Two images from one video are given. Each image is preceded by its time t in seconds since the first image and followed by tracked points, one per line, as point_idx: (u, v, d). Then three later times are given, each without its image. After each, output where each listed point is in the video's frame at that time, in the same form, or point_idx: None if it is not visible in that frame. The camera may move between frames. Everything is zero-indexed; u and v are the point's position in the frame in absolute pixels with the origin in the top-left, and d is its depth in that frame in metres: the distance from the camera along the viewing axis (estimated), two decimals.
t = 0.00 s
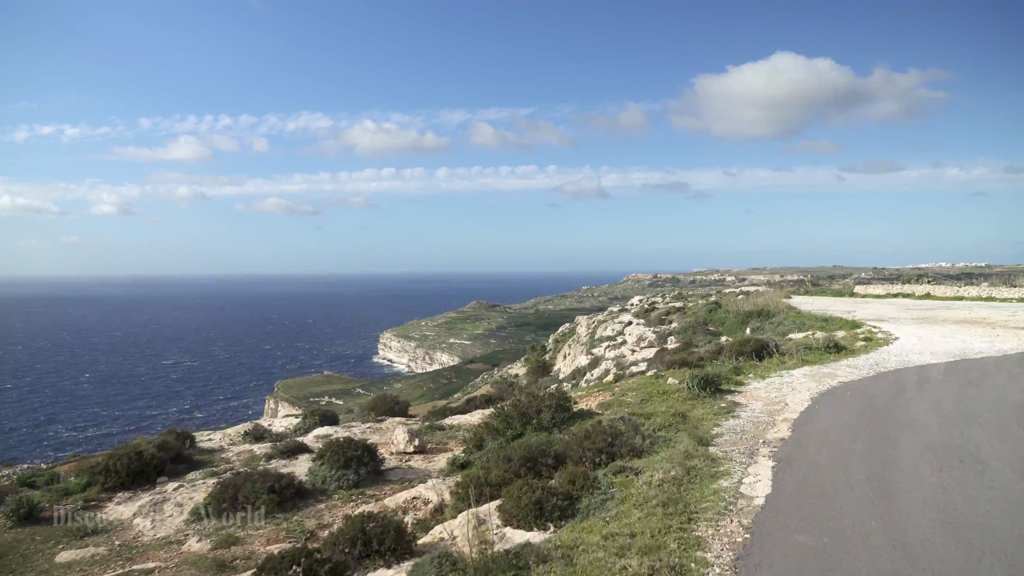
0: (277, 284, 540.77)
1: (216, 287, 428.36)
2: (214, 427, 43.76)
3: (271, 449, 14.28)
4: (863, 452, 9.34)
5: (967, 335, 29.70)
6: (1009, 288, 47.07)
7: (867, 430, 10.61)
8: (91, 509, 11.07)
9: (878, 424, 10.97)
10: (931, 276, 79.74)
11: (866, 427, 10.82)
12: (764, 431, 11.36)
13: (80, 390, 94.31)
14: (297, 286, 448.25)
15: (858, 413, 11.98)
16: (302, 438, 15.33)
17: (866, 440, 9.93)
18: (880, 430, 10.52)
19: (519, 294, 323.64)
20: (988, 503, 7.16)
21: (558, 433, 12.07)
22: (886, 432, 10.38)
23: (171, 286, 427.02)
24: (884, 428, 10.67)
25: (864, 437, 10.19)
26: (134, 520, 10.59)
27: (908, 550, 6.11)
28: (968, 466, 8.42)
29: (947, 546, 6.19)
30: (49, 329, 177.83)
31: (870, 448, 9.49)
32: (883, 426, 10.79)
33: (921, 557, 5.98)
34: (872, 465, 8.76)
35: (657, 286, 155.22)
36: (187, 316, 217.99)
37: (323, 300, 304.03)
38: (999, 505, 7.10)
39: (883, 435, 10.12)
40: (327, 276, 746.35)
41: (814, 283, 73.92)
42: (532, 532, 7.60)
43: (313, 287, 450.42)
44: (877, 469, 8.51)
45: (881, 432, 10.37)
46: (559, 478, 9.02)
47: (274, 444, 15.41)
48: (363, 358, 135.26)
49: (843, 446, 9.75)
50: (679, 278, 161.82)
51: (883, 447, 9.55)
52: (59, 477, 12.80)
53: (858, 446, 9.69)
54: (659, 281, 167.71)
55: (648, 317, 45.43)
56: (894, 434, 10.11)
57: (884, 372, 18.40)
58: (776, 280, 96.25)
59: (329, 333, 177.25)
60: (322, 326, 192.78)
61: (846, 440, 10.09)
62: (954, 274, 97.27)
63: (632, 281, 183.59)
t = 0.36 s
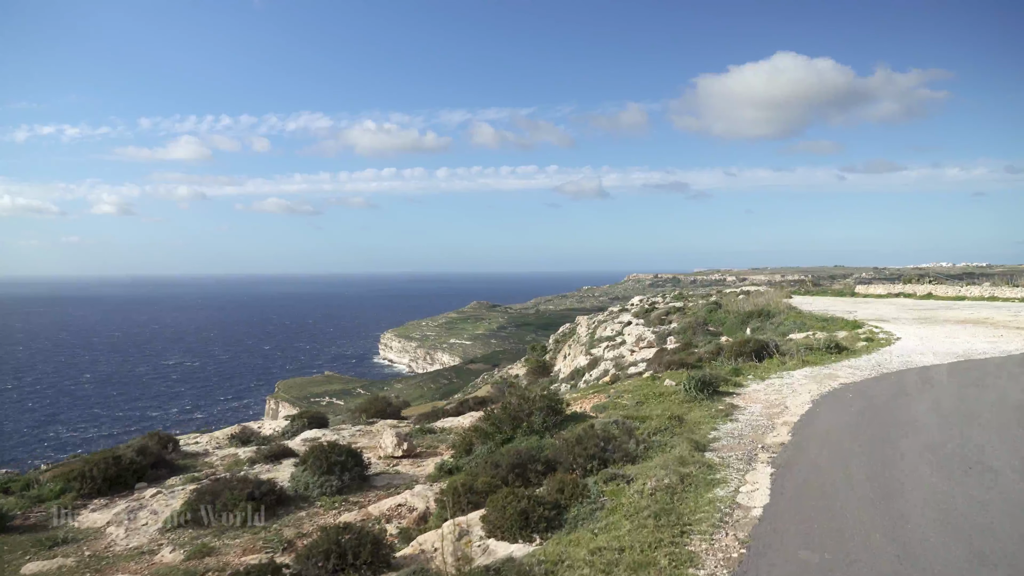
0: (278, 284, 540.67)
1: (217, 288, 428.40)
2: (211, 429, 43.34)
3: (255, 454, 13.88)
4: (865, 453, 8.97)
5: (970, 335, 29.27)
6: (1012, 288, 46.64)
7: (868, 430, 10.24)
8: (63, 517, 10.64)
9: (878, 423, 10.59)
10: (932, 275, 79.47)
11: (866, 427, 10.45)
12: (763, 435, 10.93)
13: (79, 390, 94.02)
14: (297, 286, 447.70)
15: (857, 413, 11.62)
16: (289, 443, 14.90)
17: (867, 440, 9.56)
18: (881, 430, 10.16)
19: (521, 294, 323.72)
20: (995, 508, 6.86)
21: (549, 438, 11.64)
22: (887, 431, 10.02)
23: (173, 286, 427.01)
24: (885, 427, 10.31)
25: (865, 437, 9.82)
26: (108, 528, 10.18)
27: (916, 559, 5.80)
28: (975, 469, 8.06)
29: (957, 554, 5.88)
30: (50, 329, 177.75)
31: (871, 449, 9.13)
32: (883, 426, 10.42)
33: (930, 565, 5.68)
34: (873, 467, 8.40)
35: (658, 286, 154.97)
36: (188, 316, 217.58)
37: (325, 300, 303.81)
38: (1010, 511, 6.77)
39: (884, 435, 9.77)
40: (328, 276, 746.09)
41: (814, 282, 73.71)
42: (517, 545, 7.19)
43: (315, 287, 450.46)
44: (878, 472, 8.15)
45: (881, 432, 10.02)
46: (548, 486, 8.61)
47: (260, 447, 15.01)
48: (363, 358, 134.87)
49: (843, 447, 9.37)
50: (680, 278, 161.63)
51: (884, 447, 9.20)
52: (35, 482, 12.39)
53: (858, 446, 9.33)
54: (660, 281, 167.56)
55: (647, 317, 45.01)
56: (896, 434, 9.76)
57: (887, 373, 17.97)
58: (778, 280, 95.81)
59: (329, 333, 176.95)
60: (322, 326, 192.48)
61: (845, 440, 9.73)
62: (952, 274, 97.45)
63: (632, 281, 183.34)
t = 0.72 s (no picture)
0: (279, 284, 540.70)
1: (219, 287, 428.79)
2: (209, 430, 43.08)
3: (237, 458, 13.49)
4: (873, 470, 8.50)
5: (972, 335, 28.85)
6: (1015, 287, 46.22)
7: (875, 444, 9.74)
8: (33, 526, 10.25)
9: (886, 437, 10.08)
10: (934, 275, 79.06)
11: (873, 440, 9.96)
12: (759, 440, 10.51)
13: (78, 390, 93.96)
14: (299, 286, 447.32)
15: (864, 424, 11.11)
16: (274, 447, 14.51)
17: (876, 457, 9.07)
18: (889, 445, 9.64)
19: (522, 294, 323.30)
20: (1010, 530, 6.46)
21: (538, 443, 11.25)
22: (895, 447, 9.51)
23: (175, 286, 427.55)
24: (893, 441, 9.80)
25: (872, 453, 9.32)
26: (77, 538, 9.78)
27: None
28: (990, 492, 7.58)
29: None
30: (52, 329, 177.91)
31: (879, 465, 8.66)
32: (891, 439, 9.93)
33: None
34: (881, 486, 7.95)
35: (659, 285, 154.58)
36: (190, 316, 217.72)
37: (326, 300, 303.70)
38: None
39: (891, 449, 9.35)
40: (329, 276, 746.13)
41: (814, 282, 73.33)
42: (497, 559, 6.78)
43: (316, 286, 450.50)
44: (887, 492, 7.72)
45: (890, 446, 9.51)
46: (533, 496, 8.20)
47: (244, 451, 14.62)
48: (363, 358, 134.59)
49: (850, 462, 8.90)
50: (680, 277, 161.30)
51: (893, 464, 8.72)
52: (8, 488, 11.99)
53: (866, 463, 8.85)
54: (661, 280, 167.29)
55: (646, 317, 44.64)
56: (903, 449, 9.32)
57: (888, 374, 17.53)
58: (779, 279, 95.43)
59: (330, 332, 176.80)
60: (323, 326, 192.40)
61: (853, 456, 9.23)
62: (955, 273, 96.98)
63: (632, 280, 183.07)
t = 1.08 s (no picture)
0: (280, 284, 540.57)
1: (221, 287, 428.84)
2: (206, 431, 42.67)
3: (219, 463, 13.10)
4: (873, 471, 8.11)
5: (976, 335, 28.42)
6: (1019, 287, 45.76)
7: (875, 444, 9.34)
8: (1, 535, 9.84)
9: (887, 438, 9.67)
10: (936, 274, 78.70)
11: (873, 441, 9.55)
12: (759, 446, 10.05)
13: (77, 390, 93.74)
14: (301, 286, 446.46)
15: (864, 425, 10.68)
16: (259, 452, 14.10)
17: (877, 457, 8.68)
18: (890, 445, 9.24)
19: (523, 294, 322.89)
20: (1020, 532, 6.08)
21: (528, 448, 10.83)
22: (896, 447, 9.12)
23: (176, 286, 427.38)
24: (894, 441, 9.40)
25: (873, 453, 8.93)
26: (45, 548, 9.36)
27: None
28: (997, 493, 7.19)
29: None
30: (53, 329, 177.77)
31: (880, 466, 8.28)
32: (892, 440, 9.52)
33: None
34: (883, 487, 7.58)
35: (660, 285, 154.18)
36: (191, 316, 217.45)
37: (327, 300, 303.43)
38: None
39: (893, 450, 8.94)
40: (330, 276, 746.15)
41: (815, 281, 72.92)
42: None
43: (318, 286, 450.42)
44: (888, 493, 7.35)
45: (890, 447, 9.11)
46: (520, 506, 7.76)
47: (228, 455, 14.21)
48: (363, 357, 134.28)
49: (851, 463, 8.51)
50: (681, 277, 160.92)
51: (895, 465, 8.32)
52: None
53: (867, 463, 8.46)
54: (662, 280, 166.89)
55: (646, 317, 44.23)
56: (906, 449, 8.91)
57: (891, 376, 17.07)
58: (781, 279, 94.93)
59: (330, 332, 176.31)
60: (323, 326, 192.06)
61: (854, 456, 8.84)
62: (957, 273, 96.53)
63: (633, 280, 182.71)
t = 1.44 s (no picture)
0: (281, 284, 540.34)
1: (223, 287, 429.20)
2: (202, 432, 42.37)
3: (199, 469, 12.67)
4: (874, 472, 7.79)
5: (977, 335, 27.97)
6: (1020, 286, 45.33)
7: (875, 445, 9.00)
8: None
9: (887, 438, 9.32)
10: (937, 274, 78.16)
11: (873, 442, 9.21)
12: (757, 453, 9.65)
13: (76, 389, 93.65)
14: (302, 285, 445.90)
15: (865, 426, 10.32)
16: (240, 457, 13.65)
17: (877, 458, 8.35)
18: (891, 445, 8.93)
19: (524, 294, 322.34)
20: None
21: (515, 456, 10.39)
22: (897, 447, 8.81)
23: (178, 286, 427.83)
24: (895, 442, 9.07)
25: (873, 454, 8.61)
26: (8, 561, 8.91)
27: None
28: (1003, 492, 6.89)
29: None
30: (54, 329, 177.49)
31: (881, 467, 7.98)
32: (892, 439, 9.19)
33: None
34: (884, 488, 7.28)
35: (660, 284, 153.73)
36: (191, 316, 217.16)
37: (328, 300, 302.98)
38: None
39: (894, 450, 8.62)
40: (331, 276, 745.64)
41: (815, 281, 72.52)
42: None
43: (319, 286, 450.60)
44: (889, 496, 7.03)
45: (892, 447, 8.80)
46: (503, 521, 7.31)
47: (209, 460, 13.79)
48: (362, 357, 133.89)
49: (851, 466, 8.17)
50: (682, 276, 160.36)
51: (896, 465, 8.00)
52: None
53: (867, 465, 8.12)
54: (662, 280, 166.45)
55: (645, 316, 43.81)
56: (908, 450, 8.58)
57: (893, 377, 16.63)
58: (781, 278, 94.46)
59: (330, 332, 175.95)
60: (324, 325, 191.64)
61: (853, 458, 8.52)
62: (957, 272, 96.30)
63: (633, 280, 182.29)
